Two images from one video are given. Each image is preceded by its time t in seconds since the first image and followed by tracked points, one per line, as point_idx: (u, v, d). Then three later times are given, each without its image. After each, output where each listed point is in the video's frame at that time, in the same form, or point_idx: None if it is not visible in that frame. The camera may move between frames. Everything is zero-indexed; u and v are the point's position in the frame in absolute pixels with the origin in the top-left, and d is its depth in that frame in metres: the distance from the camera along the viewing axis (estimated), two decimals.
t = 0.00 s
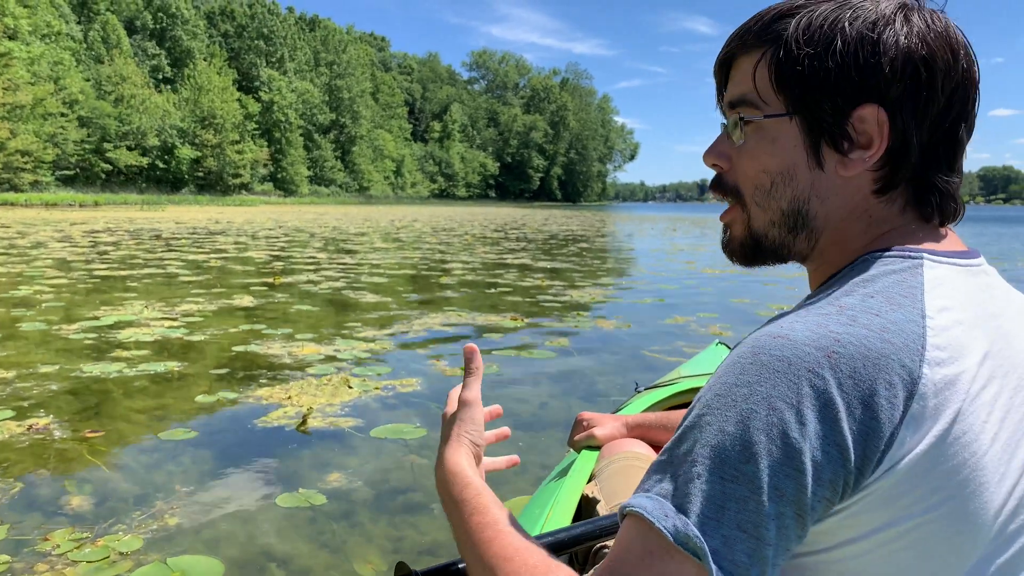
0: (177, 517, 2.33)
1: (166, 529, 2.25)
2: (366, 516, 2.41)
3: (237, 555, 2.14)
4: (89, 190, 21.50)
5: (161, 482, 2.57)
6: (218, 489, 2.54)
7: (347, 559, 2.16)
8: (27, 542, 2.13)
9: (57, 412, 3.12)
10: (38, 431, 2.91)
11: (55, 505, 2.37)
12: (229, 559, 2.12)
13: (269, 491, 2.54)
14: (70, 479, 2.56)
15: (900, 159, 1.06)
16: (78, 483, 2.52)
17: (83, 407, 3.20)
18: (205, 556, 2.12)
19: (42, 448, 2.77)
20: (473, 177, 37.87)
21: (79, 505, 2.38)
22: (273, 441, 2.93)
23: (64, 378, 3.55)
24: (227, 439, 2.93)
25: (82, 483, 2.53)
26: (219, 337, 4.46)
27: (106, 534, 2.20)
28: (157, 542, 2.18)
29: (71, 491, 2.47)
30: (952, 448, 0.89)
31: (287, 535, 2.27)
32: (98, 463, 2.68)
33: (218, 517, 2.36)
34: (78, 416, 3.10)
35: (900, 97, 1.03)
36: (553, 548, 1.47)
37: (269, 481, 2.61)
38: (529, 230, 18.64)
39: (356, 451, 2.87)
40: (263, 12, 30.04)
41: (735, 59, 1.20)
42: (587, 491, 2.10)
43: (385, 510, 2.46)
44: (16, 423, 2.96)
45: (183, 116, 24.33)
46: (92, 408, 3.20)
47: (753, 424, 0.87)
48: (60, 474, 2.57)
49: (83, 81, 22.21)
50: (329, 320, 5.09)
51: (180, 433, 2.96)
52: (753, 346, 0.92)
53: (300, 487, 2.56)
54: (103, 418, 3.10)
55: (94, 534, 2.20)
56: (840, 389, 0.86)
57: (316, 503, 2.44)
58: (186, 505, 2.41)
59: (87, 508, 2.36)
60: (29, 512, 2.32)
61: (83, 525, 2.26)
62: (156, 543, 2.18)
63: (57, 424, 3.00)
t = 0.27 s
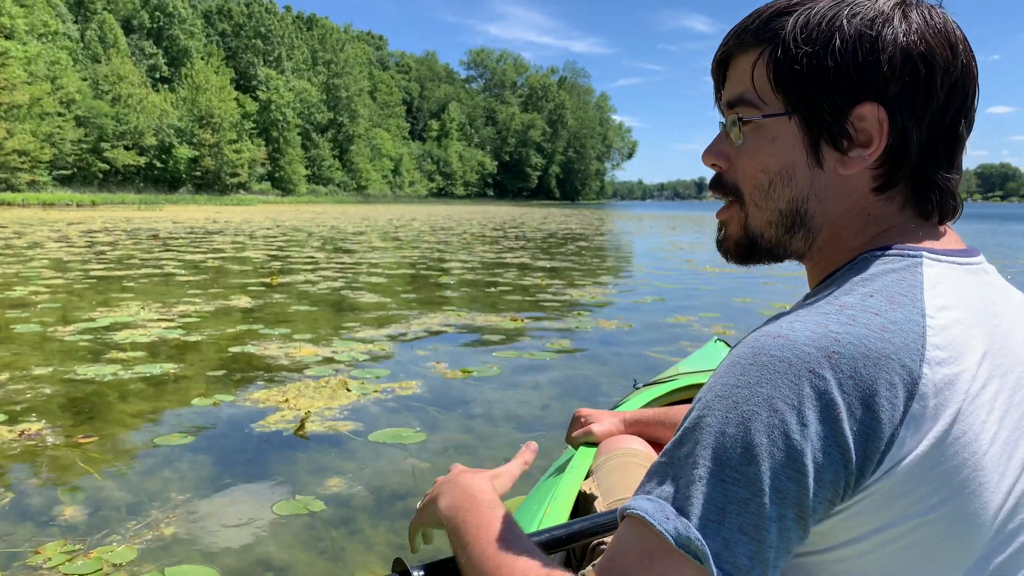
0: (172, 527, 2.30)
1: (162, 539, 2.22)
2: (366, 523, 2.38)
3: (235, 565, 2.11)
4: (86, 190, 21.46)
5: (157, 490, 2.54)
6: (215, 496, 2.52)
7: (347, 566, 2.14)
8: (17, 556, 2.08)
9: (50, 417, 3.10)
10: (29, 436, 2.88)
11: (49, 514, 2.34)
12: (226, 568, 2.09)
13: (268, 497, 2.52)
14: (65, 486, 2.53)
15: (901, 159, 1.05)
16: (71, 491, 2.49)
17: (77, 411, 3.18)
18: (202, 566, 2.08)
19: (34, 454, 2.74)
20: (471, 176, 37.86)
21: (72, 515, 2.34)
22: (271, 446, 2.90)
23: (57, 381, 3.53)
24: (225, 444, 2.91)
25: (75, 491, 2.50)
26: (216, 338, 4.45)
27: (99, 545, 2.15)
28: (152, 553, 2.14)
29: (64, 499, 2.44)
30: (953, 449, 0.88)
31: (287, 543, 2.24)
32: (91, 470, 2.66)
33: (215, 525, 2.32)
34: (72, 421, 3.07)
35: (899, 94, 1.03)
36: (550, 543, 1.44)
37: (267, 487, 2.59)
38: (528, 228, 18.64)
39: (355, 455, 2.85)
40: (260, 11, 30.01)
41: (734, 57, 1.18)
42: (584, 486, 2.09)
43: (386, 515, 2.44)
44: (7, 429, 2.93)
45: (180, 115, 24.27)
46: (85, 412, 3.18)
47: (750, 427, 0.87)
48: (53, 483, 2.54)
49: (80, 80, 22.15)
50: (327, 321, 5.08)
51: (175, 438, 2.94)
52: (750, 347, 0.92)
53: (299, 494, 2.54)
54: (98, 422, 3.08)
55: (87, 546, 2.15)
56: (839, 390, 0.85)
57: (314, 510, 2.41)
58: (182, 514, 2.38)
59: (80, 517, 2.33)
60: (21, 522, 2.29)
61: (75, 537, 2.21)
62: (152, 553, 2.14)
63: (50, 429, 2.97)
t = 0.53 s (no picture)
0: (170, 529, 2.29)
1: (160, 542, 2.21)
2: (367, 525, 2.38)
3: (234, 568, 2.10)
4: (86, 188, 21.43)
5: (155, 492, 2.53)
6: (215, 498, 2.51)
7: (347, 568, 2.13)
8: (13, 560, 2.07)
9: (48, 418, 3.09)
10: (26, 438, 2.87)
11: (45, 518, 2.33)
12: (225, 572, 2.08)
13: (268, 499, 2.52)
14: (62, 489, 2.52)
15: (900, 155, 1.04)
16: (68, 494, 2.48)
17: (75, 412, 3.18)
18: (201, 570, 2.07)
19: (30, 456, 2.73)
20: (470, 174, 37.82)
21: (69, 518, 2.33)
22: (271, 447, 2.90)
23: (54, 381, 3.52)
24: (224, 445, 2.91)
25: (74, 494, 2.49)
26: (215, 337, 4.44)
27: (96, 549, 2.14)
28: (149, 557, 2.13)
29: (62, 502, 2.43)
30: (946, 445, 0.88)
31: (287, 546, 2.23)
32: (89, 472, 2.65)
33: (214, 528, 2.31)
34: (70, 422, 3.07)
35: (897, 89, 1.01)
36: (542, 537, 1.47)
37: (268, 489, 2.58)
38: (528, 226, 18.62)
39: (357, 456, 2.84)
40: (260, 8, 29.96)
41: (737, 49, 1.17)
42: (584, 482, 2.09)
43: (388, 518, 2.43)
44: (4, 430, 2.93)
45: (180, 113, 24.24)
46: (83, 413, 3.17)
47: (741, 419, 0.86)
48: (51, 485, 2.53)
49: (79, 78, 22.11)
50: (328, 319, 5.07)
51: (175, 439, 2.93)
52: (747, 339, 0.91)
53: (299, 495, 2.53)
54: (96, 423, 3.07)
55: (83, 549, 2.14)
56: (833, 383, 0.85)
57: (316, 512, 2.41)
58: (180, 517, 2.37)
59: (76, 520, 2.32)
60: (16, 525, 2.28)
61: (71, 540, 2.19)
62: (149, 556, 2.13)
63: (47, 431, 2.96)
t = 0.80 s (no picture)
0: (166, 534, 2.27)
1: (156, 547, 2.19)
2: (368, 530, 2.36)
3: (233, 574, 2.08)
4: (86, 186, 21.41)
5: (153, 495, 2.51)
6: (212, 500, 2.49)
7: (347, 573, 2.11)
8: (5, 566, 2.05)
9: (44, 418, 3.08)
10: (21, 439, 2.86)
11: (38, 521, 2.31)
12: None
13: (267, 502, 2.50)
14: (58, 491, 2.51)
15: (902, 152, 1.04)
16: (64, 496, 2.47)
17: (71, 412, 3.16)
18: None
19: (26, 457, 2.72)
20: (471, 172, 37.82)
21: (63, 521, 2.31)
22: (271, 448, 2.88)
23: (51, 381, 3.50)
24: (223, 447, 2.89)
25: (70, 496, 2.47)
26: (215, 336, 4.43)
27: (89, 554, 2.12)
28: (144, 562, 2.10)
29: (57, 505, 2.41)
30: (949, 437, 0.88)
31: (287, 551, 2.22)
32: (86, 473, 2.63)
33: (212, 532, 2.29)
34: (67, 422, 3.06)
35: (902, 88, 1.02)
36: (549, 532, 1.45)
37: (267, 491, 2.57)
38: (529, 224, 18.59)
39: (358, 458, 2.83)
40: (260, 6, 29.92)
41: (730, 50, 1.15)
42: (584, 481, 2.08)
43: (390, 523, 2.41)
44: None
45: (180, 110, 24.21)
46: (80, 413, 3.16)
47: (743, 403, 0.85)
48: (46, 487, 2.52)
49: (79, 76, 22.09)
50: (329, 318, 5.06)
51: (174, 440, 2.92)
52: (753, 328, 0.91)
53: (300, 498, 2.52)
54: (94, 424, 3.06)
55: (76, 554, 2.12)
56: (837, 372, 0.84)
57: (318, 516, 2.39)
58: (177, 520, 2.35)
59: (71, 523, 2.30)
60: (11, 528, 2.27)
61: (65, 544, 2.18)
62: (143, 562, 2.10)
63: (42, 432, 2.95)
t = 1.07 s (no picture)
0: (157, 543, 2.23)
1: (146, 557, 2.14)
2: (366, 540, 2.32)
3: None
4: (84, 183, 21.37)
5: (144, 501, 2.47)
6: (206, 506, 2.45)
7: None
8: None
9: (36, 421, 3.06)
10: (11, 441, 2.83)
11: (26, 528, 2.27)
12: None
13: (262, 509, 2.46)
14: (48, 496, 2.47)
15: (913, 150, 1.10)
16: (53, 501, 2.43)
17: (64, 414, 3.14)
18: None
19: (16, 461, 2.69)
20: (469, 170, 37.81)
21: (50, 528, 2.27)
22: (267, 451, 2.85)
23: (44, 382, 3.48)
24: (218, 450, 2.86)
25: (60, 502, 2.43)
26: (211, 336, 4.41)
27: (78, 564, 2.06)
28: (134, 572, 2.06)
29: (46, 511, 2.37)
30: (941, 442, 0.89)
31: (282, 561, 2.17)
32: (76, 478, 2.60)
33: (206, 541, 2.25)
34: (60, 425, 3.03)
35: (897, 96, 1.07)
36: (542, 544, 1.46)
37: (263, 498, 2.53)
38: (528, 223, 18.58)
39: (356, 463, 2.79)
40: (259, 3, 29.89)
41: (738, 50, 1.12)
42: (582, 484, 2.07)
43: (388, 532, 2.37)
44: None
45: (179, 108, 24.17)
46: (73, 415, 3.14)
47: (744, 421, 0.86)
48: (35, 493, 2.48)
49: (78, 73, 22.04)
50: (327, 318, 5.04)
51: (166, 443, 2.88)
52: (744, 342, 0.91)
53: (296, 505, 2.47)
54: (87, 426, 3.03)
55: (63, 564, 2.06)
56: (834, 386, 0.85)
57: (314, 525, 2.33)
58: (168, 529, 2.30)
59: (59, 530, 2.26)
60: None
61: (52, 554, 2.12)
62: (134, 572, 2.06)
63: (33, 434, 2.92)
